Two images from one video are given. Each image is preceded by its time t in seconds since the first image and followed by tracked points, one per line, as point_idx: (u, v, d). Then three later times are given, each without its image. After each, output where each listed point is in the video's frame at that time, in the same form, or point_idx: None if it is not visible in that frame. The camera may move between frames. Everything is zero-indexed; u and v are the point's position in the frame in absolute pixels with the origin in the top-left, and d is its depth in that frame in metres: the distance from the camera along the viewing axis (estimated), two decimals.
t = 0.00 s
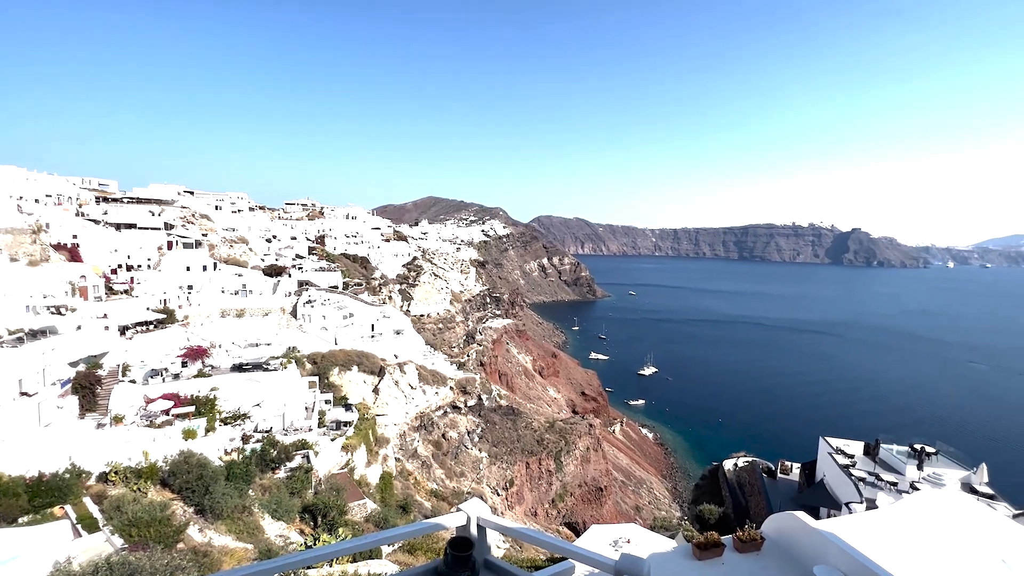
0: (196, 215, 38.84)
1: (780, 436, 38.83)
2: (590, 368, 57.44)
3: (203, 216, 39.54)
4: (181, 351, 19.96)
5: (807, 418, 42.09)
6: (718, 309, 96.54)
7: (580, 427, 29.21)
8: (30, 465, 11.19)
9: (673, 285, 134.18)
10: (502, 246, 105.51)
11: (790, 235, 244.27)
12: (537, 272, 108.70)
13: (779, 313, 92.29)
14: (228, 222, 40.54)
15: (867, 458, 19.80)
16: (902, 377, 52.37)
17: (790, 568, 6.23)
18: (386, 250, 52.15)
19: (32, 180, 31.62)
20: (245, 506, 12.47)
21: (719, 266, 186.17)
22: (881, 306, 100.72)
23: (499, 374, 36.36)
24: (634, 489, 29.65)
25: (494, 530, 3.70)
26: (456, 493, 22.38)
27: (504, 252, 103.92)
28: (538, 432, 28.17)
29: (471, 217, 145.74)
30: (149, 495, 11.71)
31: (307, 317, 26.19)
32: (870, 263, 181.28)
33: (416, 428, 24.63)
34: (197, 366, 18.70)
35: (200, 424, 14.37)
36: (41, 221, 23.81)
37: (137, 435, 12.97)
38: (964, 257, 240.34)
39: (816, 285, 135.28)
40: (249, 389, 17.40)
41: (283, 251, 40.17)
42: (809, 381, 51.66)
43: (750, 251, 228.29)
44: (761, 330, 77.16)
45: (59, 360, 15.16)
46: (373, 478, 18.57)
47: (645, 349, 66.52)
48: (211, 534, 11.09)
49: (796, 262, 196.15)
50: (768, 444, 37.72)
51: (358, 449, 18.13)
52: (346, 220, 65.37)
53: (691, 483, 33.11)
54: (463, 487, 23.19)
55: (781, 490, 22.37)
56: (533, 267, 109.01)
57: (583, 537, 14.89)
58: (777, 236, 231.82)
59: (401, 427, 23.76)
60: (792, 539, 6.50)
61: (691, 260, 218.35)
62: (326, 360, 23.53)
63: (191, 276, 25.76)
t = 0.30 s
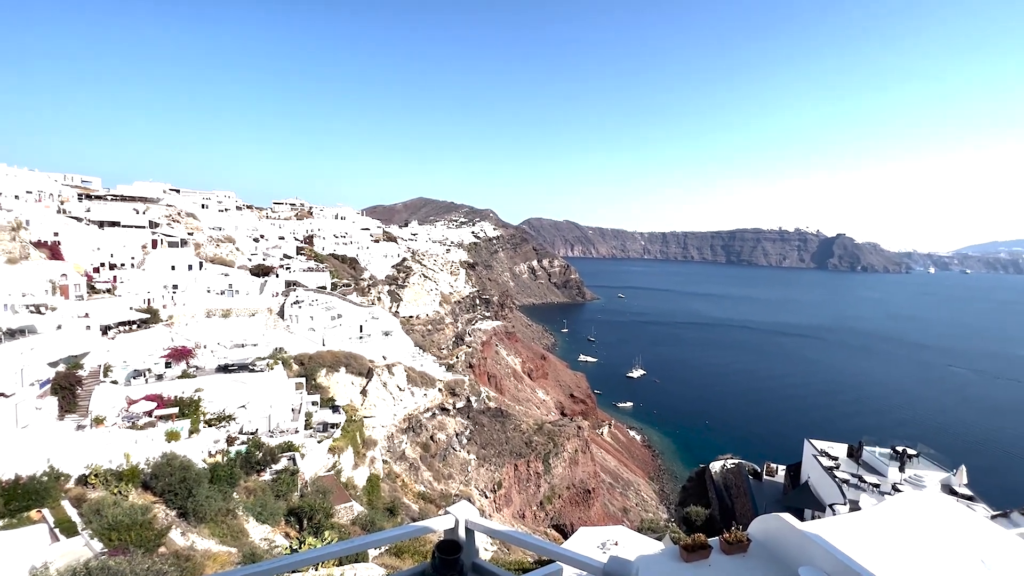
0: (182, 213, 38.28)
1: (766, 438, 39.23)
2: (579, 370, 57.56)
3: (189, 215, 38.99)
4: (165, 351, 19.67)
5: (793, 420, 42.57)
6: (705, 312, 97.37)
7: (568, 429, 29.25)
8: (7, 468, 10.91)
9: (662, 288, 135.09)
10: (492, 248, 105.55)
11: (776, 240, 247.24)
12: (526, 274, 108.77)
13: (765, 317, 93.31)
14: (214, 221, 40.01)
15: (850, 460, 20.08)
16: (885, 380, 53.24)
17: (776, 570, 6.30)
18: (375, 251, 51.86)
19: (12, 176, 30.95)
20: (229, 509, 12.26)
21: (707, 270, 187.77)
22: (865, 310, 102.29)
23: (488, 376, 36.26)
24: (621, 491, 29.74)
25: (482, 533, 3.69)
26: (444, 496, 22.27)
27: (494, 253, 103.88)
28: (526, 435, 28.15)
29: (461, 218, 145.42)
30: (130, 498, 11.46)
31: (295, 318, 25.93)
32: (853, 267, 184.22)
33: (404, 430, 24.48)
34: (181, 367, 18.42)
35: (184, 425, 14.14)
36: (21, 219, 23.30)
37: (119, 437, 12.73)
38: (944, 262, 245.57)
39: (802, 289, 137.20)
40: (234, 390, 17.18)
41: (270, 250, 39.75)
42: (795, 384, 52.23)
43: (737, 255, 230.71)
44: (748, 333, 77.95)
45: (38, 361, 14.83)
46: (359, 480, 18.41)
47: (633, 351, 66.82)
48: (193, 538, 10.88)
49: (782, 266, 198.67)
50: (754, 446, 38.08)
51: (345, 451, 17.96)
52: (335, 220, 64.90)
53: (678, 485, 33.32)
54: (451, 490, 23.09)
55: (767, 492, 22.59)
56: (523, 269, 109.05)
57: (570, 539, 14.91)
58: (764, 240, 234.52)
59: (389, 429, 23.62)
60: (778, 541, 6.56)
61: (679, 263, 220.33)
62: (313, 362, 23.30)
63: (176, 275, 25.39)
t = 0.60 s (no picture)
0: (165, 211, 37.64)
1: (750, 439, 39.69)
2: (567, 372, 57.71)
3: (172, 213, 38.35)
4: (147, 351, 19.32)
5: (777, 422, 43.12)
6: (692, 314, 98.39)
7: (556, 431, 29.27)
8: None
9: (649, 291, 136.10)
10: (480, 250, 105.42)
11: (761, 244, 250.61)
12: (515, 275, 108.80)
13: (751, 319, 94.45)
14: (199, 219, 39.44)
15: (833, 461, 20.38)
16: (866, 382, 54.22)
17: (759, 570, 6.37)
18: (363, 252, 51.51)
19: None
20: (211, 512, 12.05)
21: (694, 273, 189.61)
22: (847, 314, 104.10)
23: (476, 378, 36.15)
24: (608, 492, 29.84)
25: (469, 535, 3.66)
26: (431, 498, 22.13)
27: (482, 255, 103.81)
28: (514, 436, 28.10)
29: (450, 219, 145.02)
30: (109, 502, 11.20)
31: (281, 318, 25.63)
32: (836, 272, 187.43)
33: (391, 432, 24.32)
34: (163, 368, 18.11)
35: (165, 427, 13.88)
36: None
37: (98, 439, 12.46)
38: (924, 267, 251.04)
39: (786, 293, 139.31)
40: (218, 391, 16.94)
41: (256, 250, 39.28)
42: (779, 386, 52.93)
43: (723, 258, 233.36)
44: (734, 336, 78.83)
45: (14, 361, 14.48)
46: (345, 482, 18.25)
47: (621, 353, 67.16)
48: (174, 542, 10.67)
49: (767, 270, 201.44)
50: (739, 448, 38.51)
51: (330, 453, 17.79)
52: (322, 220, 64.35)
53: (664, 487, 33.55)
54: (438, 492, 22.98)
55: (751, 493, 22.84)
56: (512, 271, 109.08)
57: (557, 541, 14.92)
58: (750, 244, 237.54)
59: (375, 431, 23.45)
60: (762, 541, 6.63)
61: (667, 266, 222.19)
62: (299, 362, 23.05)
63: (159, 274, 24.96)
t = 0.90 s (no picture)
0: (147, 209, 36.95)
1: (735, 440, 40.16)
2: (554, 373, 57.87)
3: (154, 210, 37.67)
4: (127, 351, 18.94)
5: (761, 423, 43.71)
6: (678, 316, 99.24)
7: (543, 432, 29.27)
8: None
9: (636, 293, 137.08)
10: (468, 251, 105.26)
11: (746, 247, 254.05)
12: (503, 276, 108.81)
13: (736, 322, 95.62)
14: (182, 217, 38.78)
15: (815, 462, 20.69)
16: (848, 384, 55.20)
17: (743, 571, 6.45)
18: (350, 252, 51.12)
19: None
20: (192, 516, 11.83)
21: (680, 275, 191.46)
22: (829, 317, 105.95)
23: (463, 379, 36.04)
24: (595, 493, 29.92)
25: (455, 537, 3.64)
26: (417, 500, 21.96)
27: (470, 256, 103.70)
28: (501, 438, 28.03)
29: (438, 220, 144.44)
30: (86, 505, 10.92)
31: (265, 318, 25.31)
32: (819, 275, 190.70)
33: (377, 433, 24.14)
34: (143, 368, 17.76)
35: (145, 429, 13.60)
36: None
37: (75, 441, 12.18)
38: (903, 271, 256.74)
39: (771, 295, 141.35)
40: (200, 392, 16.66)
41: (241, 249, 38.72)
42: (763, 387, 53.59)
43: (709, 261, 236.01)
44: (720, 338, 79.75)
45: None
46: (330, 484, 18.06)
47: (608, 355, 67.50)
48: (154, 546, 10.45)
49: (752, 273, 204.16)
50: (723, 448, 38.94)
51: (315, 455, 17.60)
52: (309, 219, 63.73)
53: (649, 488, 33.79)
54: (424, 494, 22.80)
55: (736, 493, 23.12)
56: (500, 272, 109.14)
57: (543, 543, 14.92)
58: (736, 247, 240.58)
59: (361, 433, 23.26)
60: (745, 541, 6.71)
61: (654, 269, 223.85)
62: (284, 363, 22.77)
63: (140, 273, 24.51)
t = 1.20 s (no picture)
0: (125, 206, 36.13)
1: (718, 440, 40.62)
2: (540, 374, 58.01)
3: (133, 207, 36.85)
4: (103, 351, 18.49)
5: (743, 423, 44.30)
6: (663, 318, 100.16)
7: (529, 433, 29.28)
8: None
9: (622, 294, 138.02)
10: (455, 251, 104.92)
11: (730, 250, 257.40)
12: (490, 277, 108.67)
13: (719, 323, 96.81)
14: (162, 215, 38.01)
15: (795, 461, 21.04)
16: (827, 384, 56.24)
17: (725, 569, 6.53)
18: (335, 251, 50.62)
19: None
20: (170, 520, 11.58)
21: (665, 277, 193.18)
22: (810, 318, 107.82)
23: (449, 380, 35.88)
24: (580, 494, 30.00)
25: (440, 539, 3.64)
26: (401, 501, 21.73)
27: (457, 257, 103.45)
28: (486, 439, 27.95)
29: (425, 220, 143.70)
30: (58, 510, 10.60)
31: (247, 318, 24.93)
32: (801, 278, 193.95)
33: (361, 435, 23.92)
34: (120, 369, 17.36)
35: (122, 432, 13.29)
36: None
37: (48, 444, 11.86)
38: (881, 274, 262.33)
39: (753, 298, 143.51)
40: (179, 393, 16.35)
41: (223, 247, 38.07)
42: (745, 388, 54.33)
43: (694, 263, 238.56)
44: (704, 339, 80.62)
45: None
46: (313, 487, 17.80)
47: (594, 356, 67.84)
48: (129, 551, 10.20)
49: (736, 276, 206.83)
50: (706, 449, 39.37)
51: (298, 457, 17.37)
52: (293, 218, 62.94)
53: (634, 488, 34.02)
54: (409, 495, 22.60)
55: (718, 493, 23.40)
56: (487, 273, 109.01)
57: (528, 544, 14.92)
58: (720, 250, 243.61)
59: (345, 434, 23.01)
60: (727, 540, 6.79)
61: (639, 270, 225.60)
62: (266, 364, 22.44)
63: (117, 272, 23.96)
